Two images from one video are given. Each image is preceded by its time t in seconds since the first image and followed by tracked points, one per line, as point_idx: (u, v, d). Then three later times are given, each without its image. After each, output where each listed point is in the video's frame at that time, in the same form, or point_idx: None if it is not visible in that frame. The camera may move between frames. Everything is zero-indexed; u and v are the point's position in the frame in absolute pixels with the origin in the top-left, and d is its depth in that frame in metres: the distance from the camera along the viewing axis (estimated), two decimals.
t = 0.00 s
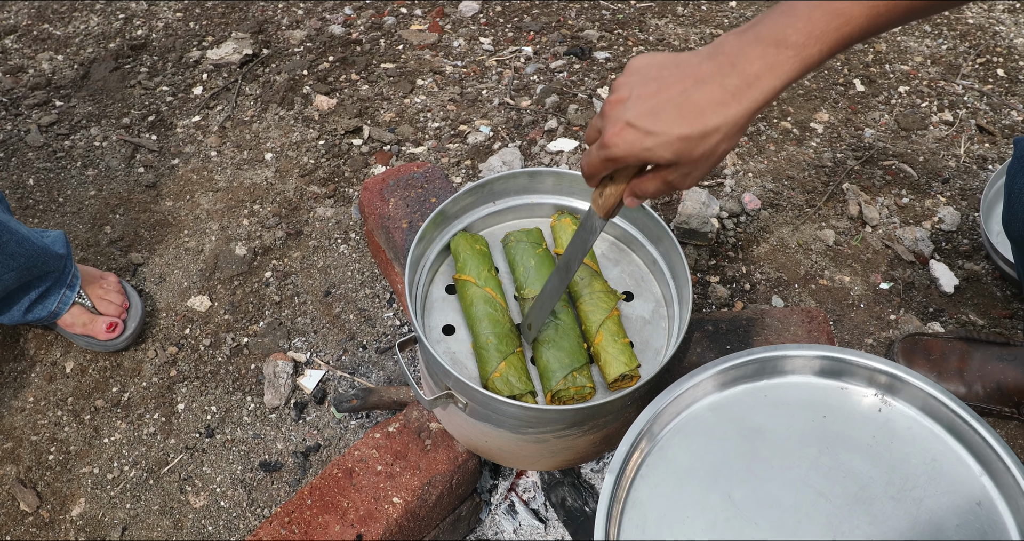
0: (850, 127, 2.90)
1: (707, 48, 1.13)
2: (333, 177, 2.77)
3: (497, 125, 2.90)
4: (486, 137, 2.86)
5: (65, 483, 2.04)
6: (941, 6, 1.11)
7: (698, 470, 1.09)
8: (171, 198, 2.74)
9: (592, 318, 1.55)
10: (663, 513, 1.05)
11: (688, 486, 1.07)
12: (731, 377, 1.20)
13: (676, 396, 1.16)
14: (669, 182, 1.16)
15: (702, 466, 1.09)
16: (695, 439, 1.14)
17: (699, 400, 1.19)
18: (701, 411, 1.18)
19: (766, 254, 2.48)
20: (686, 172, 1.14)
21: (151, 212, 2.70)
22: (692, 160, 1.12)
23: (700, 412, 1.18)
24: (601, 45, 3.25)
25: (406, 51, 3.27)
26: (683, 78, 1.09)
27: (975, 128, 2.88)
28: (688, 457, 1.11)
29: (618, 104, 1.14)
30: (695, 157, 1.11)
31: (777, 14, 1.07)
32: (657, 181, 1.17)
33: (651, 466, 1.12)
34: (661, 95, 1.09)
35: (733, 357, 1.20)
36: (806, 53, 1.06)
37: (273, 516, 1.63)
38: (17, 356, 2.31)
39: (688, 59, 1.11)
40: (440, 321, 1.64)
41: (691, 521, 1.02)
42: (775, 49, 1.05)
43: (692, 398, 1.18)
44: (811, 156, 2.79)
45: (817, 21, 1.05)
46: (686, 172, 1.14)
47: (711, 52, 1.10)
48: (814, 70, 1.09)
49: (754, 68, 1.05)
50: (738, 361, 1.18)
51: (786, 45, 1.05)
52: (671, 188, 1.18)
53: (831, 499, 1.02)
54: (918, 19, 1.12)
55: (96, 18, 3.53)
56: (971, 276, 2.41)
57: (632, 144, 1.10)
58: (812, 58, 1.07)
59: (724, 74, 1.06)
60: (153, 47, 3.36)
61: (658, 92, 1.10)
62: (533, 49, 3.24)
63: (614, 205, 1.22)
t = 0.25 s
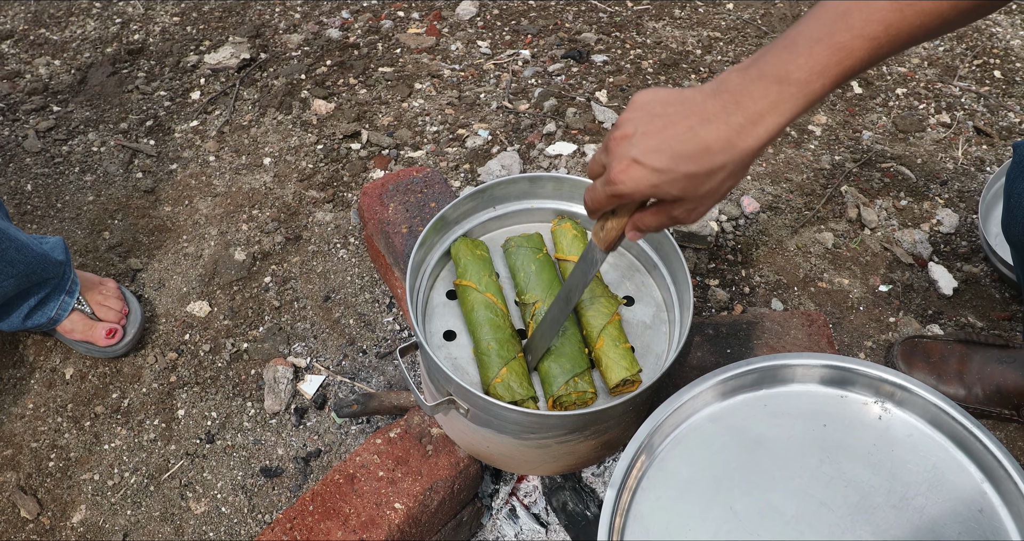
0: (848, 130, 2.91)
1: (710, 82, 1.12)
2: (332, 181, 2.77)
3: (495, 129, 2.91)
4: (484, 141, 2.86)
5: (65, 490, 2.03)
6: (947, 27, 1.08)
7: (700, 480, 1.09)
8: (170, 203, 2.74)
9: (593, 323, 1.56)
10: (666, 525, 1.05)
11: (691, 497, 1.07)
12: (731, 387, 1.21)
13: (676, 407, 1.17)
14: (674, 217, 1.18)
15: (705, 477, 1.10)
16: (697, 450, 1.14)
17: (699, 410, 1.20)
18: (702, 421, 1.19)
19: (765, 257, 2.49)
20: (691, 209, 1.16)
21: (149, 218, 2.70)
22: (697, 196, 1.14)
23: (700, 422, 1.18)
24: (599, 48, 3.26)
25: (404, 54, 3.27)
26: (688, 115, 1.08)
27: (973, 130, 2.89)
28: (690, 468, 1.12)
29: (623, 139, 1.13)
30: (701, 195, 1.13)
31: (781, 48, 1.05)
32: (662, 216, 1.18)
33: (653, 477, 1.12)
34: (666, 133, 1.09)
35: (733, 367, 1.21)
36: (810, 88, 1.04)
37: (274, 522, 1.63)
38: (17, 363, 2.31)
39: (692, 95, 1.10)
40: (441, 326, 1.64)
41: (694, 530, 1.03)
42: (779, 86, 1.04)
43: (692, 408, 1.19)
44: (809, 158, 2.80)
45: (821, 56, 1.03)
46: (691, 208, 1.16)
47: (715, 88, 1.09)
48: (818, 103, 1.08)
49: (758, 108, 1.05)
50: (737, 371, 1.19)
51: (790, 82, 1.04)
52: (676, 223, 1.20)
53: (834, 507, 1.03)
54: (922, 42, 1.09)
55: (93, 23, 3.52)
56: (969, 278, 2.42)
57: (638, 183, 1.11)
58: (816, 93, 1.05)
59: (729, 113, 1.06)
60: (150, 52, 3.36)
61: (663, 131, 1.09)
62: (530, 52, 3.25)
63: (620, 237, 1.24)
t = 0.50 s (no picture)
0: (845, 133, 2.92)
1: (718, 91, 1.16)
2: (330, 182, 2.77)
3: (494, 130, 2.91)
4: (483, 142, 2.86)
5: (62, 490, 2.03)
6: (958, 34, 1.09)
7: (699, 484, 1.10)
8: (168, 203, 2.74)
9: (592, 326, 1.56)
10: (665, 528, 1.05)
11: (690, 500, 1.08)
12: (729, 389, 1.21)
13: (675, 410, 1.17)
14: (678, 224, 1.23)
15: (703, 480, 1.10)
16: (696, 453, 1.15)
17: (698, 413, 1.20)
18: (701, 424, 1.19)
19: (763, 260, 2.49)
20: (695, 216, 1.21)
21: (147, 217, 2.69)
22: (703, 203, 1.19)
23: (699, 425, 1.19)
24: (598, 50, 3.26)
25: (402, 55, 3.27)
26: (694, 124, 1.13)
27: (970, 134, 2.91)
28: (689, 471, 1.12)
29: (630, 144, 1.18)
30: (705, 203, 1.18)
31: (787, 58, 1.09)
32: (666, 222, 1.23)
33: (652, 480, 1.13)
34: (672, 141, 1.14)
35: (732, 371, 1.21)
36: (816, 99, 1.07)
37: (272, 523, 1.63)
38: (14, 362, 2.30)
39: (699, 104, 1.14)
40: (440, 328, 1.64)
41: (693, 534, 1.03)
42: (784, 96, 1.07)
43: (691, 412, 1.19)
44: (807, 162, 2.81)
45: (826, 66, 1.06)
46: (696, 215, 1.21)
47: (722, 98, 1.14)
48: (824, 112, 1.11)
49: (764, 117, 1.09)
50: (736, 375, 1.19)
51: (796, 92, 1.07)
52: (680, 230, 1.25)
53: (832, 511, 1.04)
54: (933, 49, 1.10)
55: (90, 21, 3.51)
56: (966, 282, 2.43)
57: (644, 188, 1.16)
58: (823, 102, 1.08)
59: (735, 122, 1.10)
60: (148, 51, 3.35)
61: (670, 139, 1.14)
62: (529, 53, 3.25)
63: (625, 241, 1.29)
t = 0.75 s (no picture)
0: (844, 141, 2.93)
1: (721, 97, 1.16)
2: (330, 184, 2.77)
3: (494, 134, 2.92)
4: (482, 145, 2.87)
5: (60, 490, 2.04)
6: (961, 46, 1.09)
7: (695, 493, 1.11)
8: (168, 203, 2.74)
9: (589, 333, 1.57)
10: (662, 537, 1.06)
11: (686, 510, 1.09)
12: (727, 399, 1.22)
13: (672, 420, 1.18)
14: (676, 229, 1.24)
15: (700, 489, 1.11)
16: (692, 463, 1.15)
17: (695, 423, 1.21)
18: (698, 433, 1.20)
19: (760, 267, 2.50)
20: (695, 222, 1.22)
21: (147, 218, 2.70)
22: (703, 210, 1.20)
23: (696, 434, 1.20)
24: (598, 54, 3.27)
25: (403, 57, 3.28)
26: (698, 130, 1.14)
27: (968, 143, 2.92)
28: (685, 480, 1.13)
29: (632, 149, 1.17)
30: (706, 209, 1.19)
31: (792, 66, 1.09)
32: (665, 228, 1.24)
33: (648, 488, 1.13)
34: (675, 146, 1.14)
35: (730, 381, 1.22)
36: (820, 108, 1.08)
37: (269, 526, 1.64)
38: (13, 361, 2.31)
39: (703, 110, 1.15)
40: (438, 334, 1.65)
41: None
42: (789, 104, 1.08)
43: (688, 421, 1.20)
44: (805, 169, 2.82)
45: (831, 75, 1.06)
46: (695, 221, 1.23)
47: (725, 105, 1.14)
48: (827, 120, 1.12)
49: (767, 125, 1.10)
50: (734, 385, 1.20)
51: (801, 100, 1.07)
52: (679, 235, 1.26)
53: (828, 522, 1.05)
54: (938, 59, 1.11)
55: (91, 19, 3.52)
56: (962, 291, 2.44)
57: (645, 193, 1.16)
58: (826, 111, 1.09)
59: (739, 129, 1.11)
60: (149, 50, 3.35)
61: (673, 144, 1.14)
62: (529, 57, 3.25)
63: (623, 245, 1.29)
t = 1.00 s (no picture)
0: (840, 143, 2.93)
1: (720, 103, 1.16)
2: (325, 185, 2.77)
3: (489, 135, 2.92)
4: (478, 147, 2.87)
5: (54, 489, 2.04)
6: (958, 50, 1.10)
7: (685, 500, 1.11)
8: (163, 204, 2.74)
9: (582, 338, 1.57)
10: None
11: (676, 516, 1.09)
12: (718, 405, 1.22)
13: (663, 426, 1.18)
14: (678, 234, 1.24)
15: (689, 495, 1.11)
16: (684, 469, 1.16)
17: (686, 428, 1.21)
18: (689, 439, 1.20)
19: (755, 271, 2.51)
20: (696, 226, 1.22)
21: (142, 218, 2.70)
22: (703, 215, 1.20)
23: (688, 439, 1.20)
24: (595, 55, 3.27)
25: (399, 57, 3.28)
26: (696, 136, 1.13)
27: (964, 146, 2.92)
28: (675, 486, 1.13)
29: (632, 156, 1.18)
30: (706, 214, 1.19)
31: (789, 70, 1.08)
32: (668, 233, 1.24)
33: (639, 494, 1.14)
34: (673, 154, 1.14)
35: (722, 387, 1.22)
36: (819, 112, 1.07)
37: (261, 527, 1.65)
38: (7, 361, 2.31)
39: (700, 116, 1.14)
40: (431, 337, 1.65)
41: None
42: (788, 108, 1.07)
43: (679, 427, 1.20)
44: (801, 172, 2.82)
45: (830, 79, 1.06)
46: (697, 226, 1.23)
47: (722, 110, 1.14)
48: (826, 125, 1.11)
49: (766, 130, 1.09)
50: (725, 391, 1.20)
51: (800, 104, 1.07)
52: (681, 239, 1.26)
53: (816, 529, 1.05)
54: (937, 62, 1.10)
55: (88, 18, 3.51)
56: (957, 295, 2.45)
57: (644, 199, 1.17)
58: (825, 116, 1.08)
59: (737, 134, 1.10)
60: (146, 49, 3.35)
61: (672, 151, 1.14)
62: (526, 57, 3.25)
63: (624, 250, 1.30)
